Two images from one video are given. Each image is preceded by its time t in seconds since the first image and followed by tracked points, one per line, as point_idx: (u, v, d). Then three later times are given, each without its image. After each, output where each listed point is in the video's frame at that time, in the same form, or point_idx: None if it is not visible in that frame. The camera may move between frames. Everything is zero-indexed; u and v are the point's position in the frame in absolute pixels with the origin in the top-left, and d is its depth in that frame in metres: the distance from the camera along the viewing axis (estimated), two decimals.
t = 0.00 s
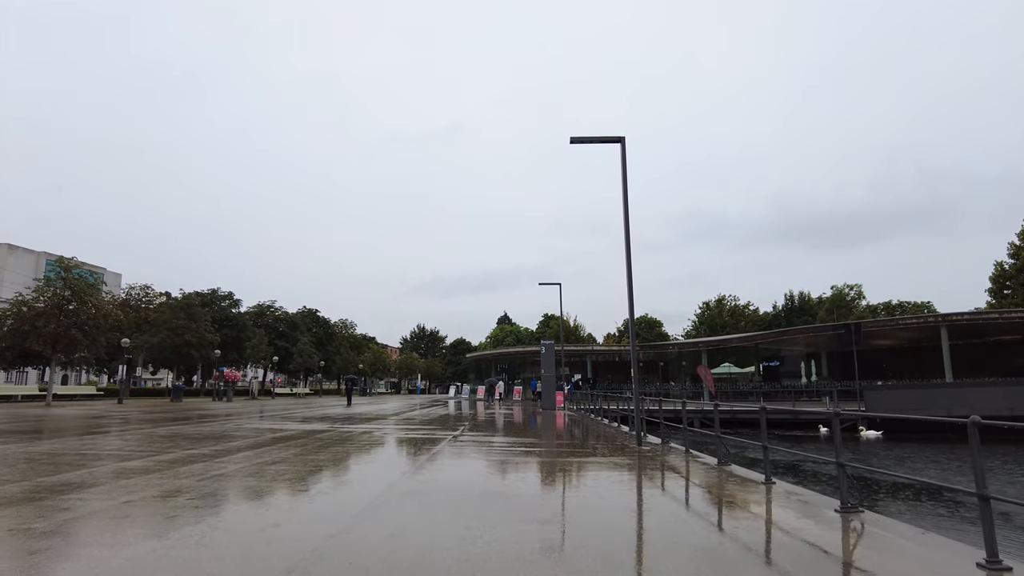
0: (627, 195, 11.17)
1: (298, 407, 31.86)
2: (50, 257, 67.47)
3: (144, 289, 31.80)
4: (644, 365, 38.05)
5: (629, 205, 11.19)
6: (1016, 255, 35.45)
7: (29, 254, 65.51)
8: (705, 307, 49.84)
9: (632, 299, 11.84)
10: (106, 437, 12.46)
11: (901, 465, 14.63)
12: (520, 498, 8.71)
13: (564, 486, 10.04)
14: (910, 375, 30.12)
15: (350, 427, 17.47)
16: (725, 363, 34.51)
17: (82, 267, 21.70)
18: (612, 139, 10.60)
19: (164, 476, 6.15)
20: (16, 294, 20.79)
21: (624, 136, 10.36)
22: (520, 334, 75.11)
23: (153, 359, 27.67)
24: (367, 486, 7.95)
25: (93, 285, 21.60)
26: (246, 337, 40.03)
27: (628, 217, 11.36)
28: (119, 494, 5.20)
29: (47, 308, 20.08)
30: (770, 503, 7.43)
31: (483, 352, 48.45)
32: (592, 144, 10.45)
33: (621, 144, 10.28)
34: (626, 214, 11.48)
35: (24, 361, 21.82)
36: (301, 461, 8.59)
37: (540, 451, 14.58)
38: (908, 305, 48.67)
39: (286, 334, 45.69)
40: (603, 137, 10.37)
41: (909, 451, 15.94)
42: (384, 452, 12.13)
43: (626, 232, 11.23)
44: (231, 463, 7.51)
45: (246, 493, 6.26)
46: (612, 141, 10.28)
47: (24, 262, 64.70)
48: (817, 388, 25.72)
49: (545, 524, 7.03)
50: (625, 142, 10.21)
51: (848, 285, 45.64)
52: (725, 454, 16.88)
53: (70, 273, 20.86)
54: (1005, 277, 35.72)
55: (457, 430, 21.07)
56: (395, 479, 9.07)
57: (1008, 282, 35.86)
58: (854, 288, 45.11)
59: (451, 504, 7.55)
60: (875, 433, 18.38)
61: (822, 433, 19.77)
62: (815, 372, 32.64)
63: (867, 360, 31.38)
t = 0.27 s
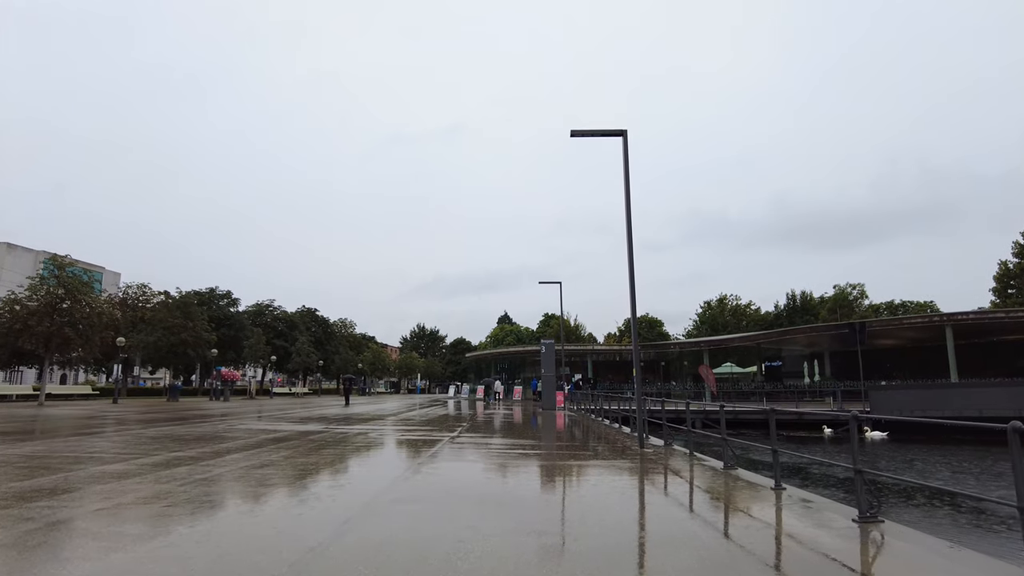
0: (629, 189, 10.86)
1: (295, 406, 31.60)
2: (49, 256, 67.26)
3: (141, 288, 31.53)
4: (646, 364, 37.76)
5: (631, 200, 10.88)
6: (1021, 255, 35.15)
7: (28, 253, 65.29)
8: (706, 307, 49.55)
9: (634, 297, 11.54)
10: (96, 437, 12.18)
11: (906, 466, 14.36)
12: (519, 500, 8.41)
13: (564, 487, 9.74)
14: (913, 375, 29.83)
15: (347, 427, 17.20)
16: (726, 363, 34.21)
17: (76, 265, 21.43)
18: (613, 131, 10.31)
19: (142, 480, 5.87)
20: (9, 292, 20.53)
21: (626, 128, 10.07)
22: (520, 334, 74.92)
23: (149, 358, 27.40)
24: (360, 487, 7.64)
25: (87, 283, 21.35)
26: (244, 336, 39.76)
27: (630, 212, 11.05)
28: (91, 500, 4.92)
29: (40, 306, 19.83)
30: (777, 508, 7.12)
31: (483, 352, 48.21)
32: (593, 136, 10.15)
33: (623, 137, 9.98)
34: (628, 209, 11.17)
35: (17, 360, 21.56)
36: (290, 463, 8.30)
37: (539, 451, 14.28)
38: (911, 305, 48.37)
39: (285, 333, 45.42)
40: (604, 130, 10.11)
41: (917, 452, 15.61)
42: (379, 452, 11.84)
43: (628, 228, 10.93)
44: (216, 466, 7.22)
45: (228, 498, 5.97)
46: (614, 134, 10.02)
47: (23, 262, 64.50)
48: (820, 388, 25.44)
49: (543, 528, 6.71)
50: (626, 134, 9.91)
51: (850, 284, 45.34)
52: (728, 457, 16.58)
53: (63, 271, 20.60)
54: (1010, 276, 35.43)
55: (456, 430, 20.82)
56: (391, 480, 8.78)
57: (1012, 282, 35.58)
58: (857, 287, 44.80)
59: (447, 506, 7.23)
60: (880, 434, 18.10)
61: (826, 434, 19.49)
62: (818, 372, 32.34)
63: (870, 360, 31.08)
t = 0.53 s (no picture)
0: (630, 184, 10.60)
1: (292, 407, 31.29)
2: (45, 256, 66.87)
3: (137, 287, 31.23)
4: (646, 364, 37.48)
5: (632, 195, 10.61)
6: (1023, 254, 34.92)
7: (24, 253, 64.91)
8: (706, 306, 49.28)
9: (634, 294, 11.27)
10: (83, 438, 11.90)
11: (911, 467, 14.10)
12: (515, 502, 8.14)
13: (563, 488, 9.46)
14: (916, 374, 29.58)
15: (341, 427, 16.92)
16: (727, 363, 33.95)
17: (67, 263, 21.10)
18: (613, 123, 10.03)
19: (120, 484, 5.62)
20: None
21: (627, 120, 9.81)
22: (519, 334, 74.65)
23: (143, 357, 27.07)
24: (351, 490, 7.39)
25: (79, 282, 21.02)
26: (241, 335, 39.46)
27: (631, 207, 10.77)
28: (61, 504, 4.67)
29: (31, 305, 19.50)
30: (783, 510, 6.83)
31: (482, 352, 47.92)
32: (592, 129, 9.88)
33: (624, 130, 9.71)
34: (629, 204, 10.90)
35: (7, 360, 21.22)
36: (279, 464, 8.04)
37: (537, 452, 14.00)
38: (912, 304, 48.14)
39: (282, 333, 45.11)
40: (604, 122, 9.84)
41: (922, 453, 15.36)
42: (373, 454, 11.56)
43: (629, 223, 10.66)
44: (199, 468, 6.96)
45: (208, 503, 5.71)
46: (614, 126, 9.74)
47: (19, 262, 64.10)
48: (822, 388, 25.18)
49: (538, 535, 6.46)
50: (628, 126, 9.64)
51: (851, 283, 45.10)
52: (730, 457, 16.31)
53: (54, 269, 20.28)
54: (1012, 275, 35.20)
55: (453, 431, 20.56)
56: (384, 481, 8.52)
57: (1014, 281, 35.34)
58: (859, 287, 44.54)
59: (439, 511, 6.99)
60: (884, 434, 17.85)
61: (828, 434, 19.23)
62: (819, 372, 32.08)
63: (872, 359, 30.84)
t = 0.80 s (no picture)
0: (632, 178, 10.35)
1: (289, 407, 31.01)
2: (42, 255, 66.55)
3: (133, 286, 30.95)
4: (646, 364, 37.21)
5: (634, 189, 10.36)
6: None
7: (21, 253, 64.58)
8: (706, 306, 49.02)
9: (636, 291, 11.00)
10: (71, 440, 11.63)
11: (918, 468, 13.82)
12: (512, 506, 7.77)
13: (562, 490, 9.11)
14: (918, 374, 29.32)
15: (338, 427, 16.68)
16: (728, 363, 33.68)
17: (60, 262, 20.80)
18: (614, 115, 9.76)
19: (93, 490, 5.34)
20: None
21: (628, 112, 9.57)
22: (519, 334, 74.39)
23: (138, 357, 26.78)
24: (340, 498, 6.99)
25: (71, 280, 20.73)
26: (238, 335, 39.20)
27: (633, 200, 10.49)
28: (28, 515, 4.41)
29: (22, 304, 19.20)
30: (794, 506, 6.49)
31: (482, 351, 47.65)
32: (592, 120, 9.61)
33: (625, 121, 9.45)
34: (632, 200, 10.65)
35: None
36: (267, 467, 7.77)
37: (536, 452, 13.75)
38: (914, 303, 47.88)
39: (280, 333, 44.86)
40: (605, 114, 9.57)
41: (928, 453, 15.09)
42: (370, 454, 11.31)
43: (630, 219, 10.42)
44: (182, 472, 6.70)
45: (186, 509, 5.45)
46: (615, 118, 9.48)
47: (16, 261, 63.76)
48: (824, 388, 24.91)
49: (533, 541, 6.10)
50: (629, 117, 9.38)
51: (852, 282, 44.84)
52: (733, 458, 16.01)
53: (47, 268, 19.99)
54: (1015, 274, 34.94)
55: (452, 431, 20.30)
56: (376, 485, 8.16)
57: (1017, 280, 35.08)
58: (860, 286, 44.29)
59: (433, 517, 6.61)
60: (888, 435, 17.58)
61: (832, 434, 18.95)
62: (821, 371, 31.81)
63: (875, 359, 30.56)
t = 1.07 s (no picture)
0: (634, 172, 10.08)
1: (285, 407, 30.72)
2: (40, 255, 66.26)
3: (128, 285, 30.69)
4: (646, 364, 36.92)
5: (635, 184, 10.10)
6: None
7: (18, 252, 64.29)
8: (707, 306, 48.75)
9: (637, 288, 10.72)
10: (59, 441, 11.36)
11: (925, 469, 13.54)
12: (510, 507, 7.43)
13: (562, 491, 8.75)
14: (921, 374, 29.04)
15: (334, 428, 16.43)
16: (729, 363, 33.40)
17: (52, 260, 20.52)
18: (615, 106, 9.49)
19: (68, 497, 5.07)
20: None
21: (630, 104, 9.32)
22: (518, 334, 74.09)
23: (132, 357, 26.50)
24: (333, 498, 6.62)
25: (63, 279, 20.45)
26: (235, 335, 38.94)
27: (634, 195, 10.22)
28: None
29: (13, 303, 18.92)
30: (809, 507, 6.12)
31: (481, 352, 47.37)
32: (592, 113, 9.35)
33: (626, 113, 9.20)
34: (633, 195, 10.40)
35: None
36: (256, 470, 7.52)
37: (534, 453, 13.50)
38: (915, 303, 47.60)
39: (278, 333, 44.61)
40: (605, 106, 9.31)
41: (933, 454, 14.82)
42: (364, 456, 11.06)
43: (632, 214, 10.17)
44: (165, 476, 6.45)
45: (166, 515, 5.20)
46: (616, 110, 9.22)
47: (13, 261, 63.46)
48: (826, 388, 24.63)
49: (537, 542, 5.77)
50: (630, 109, 9.13)
51: (854, 282, 44.56)
52: (734, 459, 15.75)
53: (38, 266, 19.72)
54: (1018, 273, 34.64)
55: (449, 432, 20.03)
56: (369, 486, 7.81)
57: (1020, 279, 34.79)
58: (861, 286, 44.00)
59: (430, 519, 6.26)
60: (893, 436, 17.30)
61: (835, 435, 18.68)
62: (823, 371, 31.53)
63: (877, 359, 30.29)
